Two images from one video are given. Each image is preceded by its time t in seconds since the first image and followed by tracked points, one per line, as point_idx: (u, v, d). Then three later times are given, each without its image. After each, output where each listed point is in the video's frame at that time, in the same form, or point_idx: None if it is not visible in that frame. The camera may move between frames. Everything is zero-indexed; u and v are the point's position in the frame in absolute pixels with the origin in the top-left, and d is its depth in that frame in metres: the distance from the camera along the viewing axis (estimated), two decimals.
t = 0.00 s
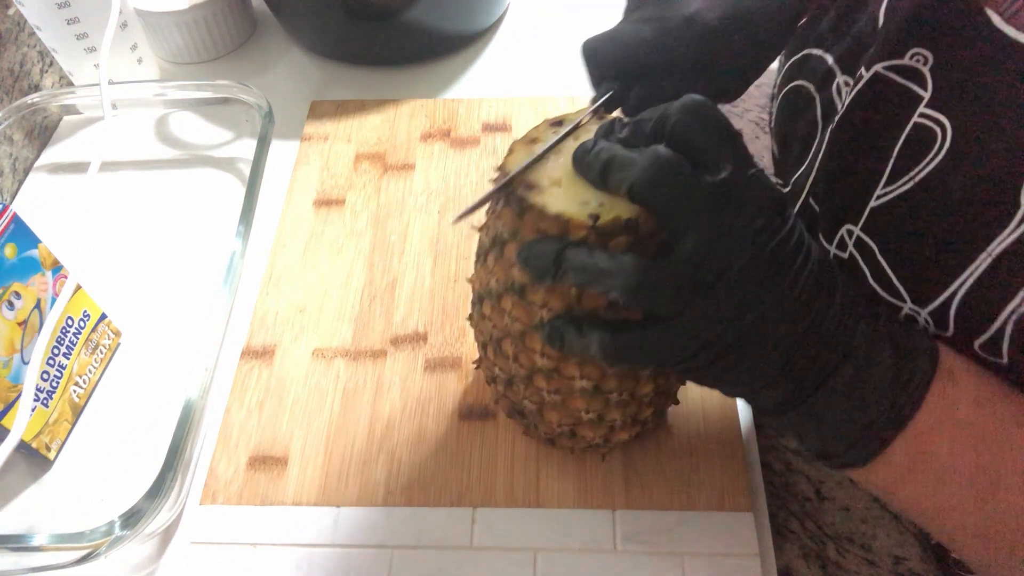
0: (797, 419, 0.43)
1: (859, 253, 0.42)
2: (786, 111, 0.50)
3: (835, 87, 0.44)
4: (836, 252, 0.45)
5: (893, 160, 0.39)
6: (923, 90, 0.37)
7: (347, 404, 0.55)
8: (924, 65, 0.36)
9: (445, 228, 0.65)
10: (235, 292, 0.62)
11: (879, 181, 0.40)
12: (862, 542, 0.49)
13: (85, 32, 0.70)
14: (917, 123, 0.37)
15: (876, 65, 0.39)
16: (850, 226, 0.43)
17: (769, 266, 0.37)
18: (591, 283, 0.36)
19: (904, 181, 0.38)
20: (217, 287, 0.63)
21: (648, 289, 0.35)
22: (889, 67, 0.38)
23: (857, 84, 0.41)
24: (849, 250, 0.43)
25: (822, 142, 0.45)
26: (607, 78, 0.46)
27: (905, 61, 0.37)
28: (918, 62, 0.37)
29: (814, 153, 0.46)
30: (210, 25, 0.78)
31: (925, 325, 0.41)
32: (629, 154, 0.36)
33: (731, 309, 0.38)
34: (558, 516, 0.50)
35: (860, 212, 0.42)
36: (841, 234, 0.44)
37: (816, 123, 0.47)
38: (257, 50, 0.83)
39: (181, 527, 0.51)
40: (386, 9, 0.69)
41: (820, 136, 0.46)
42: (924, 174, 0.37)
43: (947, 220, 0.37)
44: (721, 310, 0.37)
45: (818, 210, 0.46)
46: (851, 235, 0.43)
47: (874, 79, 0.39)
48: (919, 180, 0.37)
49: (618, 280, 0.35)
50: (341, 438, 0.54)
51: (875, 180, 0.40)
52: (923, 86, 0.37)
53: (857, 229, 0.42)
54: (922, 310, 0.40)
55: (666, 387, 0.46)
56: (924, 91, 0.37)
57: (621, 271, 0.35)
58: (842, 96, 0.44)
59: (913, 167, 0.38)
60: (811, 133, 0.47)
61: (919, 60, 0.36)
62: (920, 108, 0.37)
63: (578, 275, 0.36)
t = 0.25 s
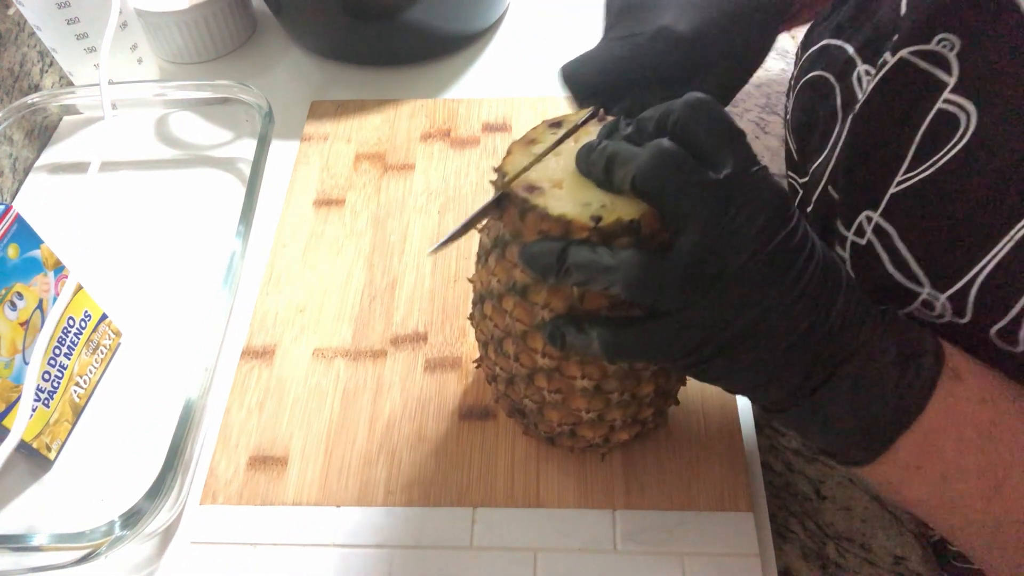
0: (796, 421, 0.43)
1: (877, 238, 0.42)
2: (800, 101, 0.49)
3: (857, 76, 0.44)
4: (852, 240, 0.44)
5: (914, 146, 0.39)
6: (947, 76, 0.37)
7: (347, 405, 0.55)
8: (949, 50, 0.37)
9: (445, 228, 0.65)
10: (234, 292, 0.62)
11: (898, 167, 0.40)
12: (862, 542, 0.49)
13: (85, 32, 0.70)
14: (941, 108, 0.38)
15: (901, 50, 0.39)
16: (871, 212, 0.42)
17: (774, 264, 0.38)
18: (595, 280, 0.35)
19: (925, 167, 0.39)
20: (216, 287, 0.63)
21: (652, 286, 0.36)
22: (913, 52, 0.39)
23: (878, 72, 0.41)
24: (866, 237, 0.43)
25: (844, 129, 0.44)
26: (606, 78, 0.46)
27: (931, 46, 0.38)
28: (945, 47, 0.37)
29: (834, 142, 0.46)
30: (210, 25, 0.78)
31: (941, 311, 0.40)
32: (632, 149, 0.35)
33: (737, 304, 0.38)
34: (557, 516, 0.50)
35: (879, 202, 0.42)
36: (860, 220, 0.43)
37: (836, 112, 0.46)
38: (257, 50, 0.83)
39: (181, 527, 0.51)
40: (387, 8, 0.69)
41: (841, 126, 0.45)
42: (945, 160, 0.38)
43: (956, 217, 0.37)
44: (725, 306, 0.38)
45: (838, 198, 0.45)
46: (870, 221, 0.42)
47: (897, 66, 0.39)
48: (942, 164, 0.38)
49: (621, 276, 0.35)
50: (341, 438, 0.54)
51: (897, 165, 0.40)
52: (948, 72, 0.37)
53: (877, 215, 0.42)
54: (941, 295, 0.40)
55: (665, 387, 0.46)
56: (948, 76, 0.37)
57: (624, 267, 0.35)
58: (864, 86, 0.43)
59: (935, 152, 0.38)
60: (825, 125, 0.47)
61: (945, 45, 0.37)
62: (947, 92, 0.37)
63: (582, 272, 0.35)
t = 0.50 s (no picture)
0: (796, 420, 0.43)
1: (885, 241, 0.42)
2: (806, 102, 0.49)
3: (864, 77, 0.44)
4: (859, 240, 0.44)
5: (921, 147, 0.39)
6: (956, 79, 0.37)
7: (347, 405, 0.55)
8: (958, 52, 0.36)
9: (445, 228, 0.65)
10: (234, 292, 0.62)
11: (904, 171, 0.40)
12: (862, 542, 0.49)
13: (85, 32, 0.70)
14: (948, 110, 0.37)
15: (910, 51, 0.38)
16: (876, 214, 0.42)
17: (774, 267, 0.38)
18: (587, 279, 0.36)
19: (932, 168, 0.38)
20: (216, 287, 0.63)
21: (647, 284, 0.36)
22: (921, 54, 0.38)
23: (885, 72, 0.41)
24: (873, 239, 0.43)
25: (850, 132, 0.45)
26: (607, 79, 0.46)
27: (939, 47, 0.37)
28: (953, 49, 0.37)
29: (841, 140, 0.46)
30: (210, 25, 0.78)
31: (948, 314, 0.41)
32: (627, 149, 0.36)
33: (738, 305, 0.38)
34: (557, 516, 0.50)
35: (883, 202, 0.41)
36: (866, 222, 0.43)
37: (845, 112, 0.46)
38: (257, 50, 0.83)
39: (181, 527, 0.51)
40: (387, 8, 0.69)
41: (848, 126, 0.45)
42: (952, 162, 0.37)
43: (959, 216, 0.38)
44: (725, 307, 0.38)
45: (844, 198, 0.45)
46: (876, 223, 0.42)
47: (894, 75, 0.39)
48: (948, 167, 0.38)
49: (614, 277, 0.35)
50: (341, 438, 0.54)
51: (904, 167, 0.40)
52: (956, 74, 0.37)
53: (884, 217, 0.42)
54: (949, 298, 0.40)
55: (663, 388, 0.46)
56: (956, 79, 0.37)
57: (617, 269, 0.35)
58: (871, 86, 0.44)
59: (943, 155, 0.38)
60: (833, 125, 0.47)
61: (953, 47, 0.37)
62: (953, 96, 0.37)
63: (574, 271, 0.36)
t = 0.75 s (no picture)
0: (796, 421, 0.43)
1: (882, 236, 0.42)
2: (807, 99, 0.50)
3: (860, 74, 0.45)
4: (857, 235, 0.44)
5: (918, 141, 0.39)
6: (952, 73, 0.37)
7: (347, 405, 0.55)
8: (954, 48, 0.37)
9: (445, 228, 0.65)
10: (234, 292, 0.62)
11: (902, 165, 0.40)
12: (862, 542, 0.49)
13: (85, 32, 0.70)
14: (944, 105, 0.38)
15: (907, 46, 0.39)
16: (874, 208, 0.42)
17: (775, 264, 0.38)
18: (583, 281, 0.36)
19: (929, 162, 0.39)
20: (216, 287, 0.63)
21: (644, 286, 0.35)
22: (917, 48, 0.39)
23: (882, 70, 0.41)
24: (871, 233, 0.43)
25: (845, 131, 0.45)
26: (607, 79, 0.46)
27: (936, 43, 0.38)
28: (948, 44, 0.37)
29: (837, 138, 0.46)
30: (210, 25, 0.78)
31: (946, 307, 0.40)
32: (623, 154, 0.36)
33: (737, 307, 0.38)
34: (557, 516, 0.50)
35: (882, 198, 0.42)
36: (865, 215, 0.43)
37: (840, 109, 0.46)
38: (257, 50, 0.83)
39: (181, 527, 0.51)
40: (387, 8, 0.69)
41: (843, 123, 0.46)
42: (949, 155, 0.38)
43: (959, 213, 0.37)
44: (725, 307, 0.38)
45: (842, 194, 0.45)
46: (874, 217, 0.42)
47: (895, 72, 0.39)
48: (943, 160, 0.38)
49: (610, 280, 0.35)
50: (341, 438, 0.54)
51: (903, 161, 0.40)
52: (951, 68, 0.37)
53: (882, 211, 0.42)
54: (947, 290, 0.40)
55: (663, 388, 0.46)
56: (953, 73, 0.37)
57: (614, 272, 0.35)
58: (865, 83, 0.44)
59: (939, 149, 0.38)
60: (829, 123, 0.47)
61: (950, 42, 0.37)
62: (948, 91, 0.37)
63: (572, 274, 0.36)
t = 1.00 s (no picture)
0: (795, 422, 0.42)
1: (872, 232, 0.42)
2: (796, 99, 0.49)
3: (850, 73, 0.43)
4: (847, 233, 0.44)
5: (906, 139, 0.38)
6: (940, 71, 0.36)
7: (347, 405, 0.55)
8: (941, 45, 0.36)
9: (445, 229, 0.65)
10: (234, 292, 0.62)
11: (890, 160, 0.40)
12: (862, 542, 0.49)
13: (85, 32, 0.70)
14: (932, 102, 0.37)
15: (892, 44, 0.38)
16: (864, 207, 0.42)
17: (763, 264, 0.37)
18: (575, 278, 0.36)
19: (918, 160, 0.38)
20: (216, 287, 0.63)
21: (634, 288, 0.35)
22: (905, 46, 0.38)
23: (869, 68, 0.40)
24: (861, 230, 0.43)
25: (835, 130, 0.44)
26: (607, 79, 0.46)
27: (923, 41, 0.37)
28: (936, 41, 0.36)
29: (829, 138, 0.45)
30: (210, 25, 0.78)
31: (936, 304, 0.40)
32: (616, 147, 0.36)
33: (727, 305, 0.38)
34: (556, 516, 0.50)
35: (869, 198, 0.41)
36: (854, 213, 0.43)
37: (831, 109, 0.45)
38: (257, 50, 0.83)
39: (181, 527, 0.51)
40: (386, 8, 0.69)
41: (832, 122, 0.45)
42: (938, 152, 0.37)
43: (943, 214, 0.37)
44: (716, 305, 0.38)
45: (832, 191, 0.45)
46: (864, 215, 0.42)
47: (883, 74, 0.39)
48: (933, 157, 0.37)
49: (601, 276, 0.35)
50: (341, 438, 0.54)
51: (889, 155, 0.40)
52: (938, 66, 0.37)
53: (870, 210, 0.41)
54: (936, 287, 0.39)
55: (660, 388, 0.46)
56: (939, 71, 0.37)
57: (605, 268, 0.35)
58: (856, 82, 0.42)
59: (926, 146, 0.37)
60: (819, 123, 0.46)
61: (936, 39, 0.36)
62: (937, 87, 0.37)
63: (563, 271, 0.36)
